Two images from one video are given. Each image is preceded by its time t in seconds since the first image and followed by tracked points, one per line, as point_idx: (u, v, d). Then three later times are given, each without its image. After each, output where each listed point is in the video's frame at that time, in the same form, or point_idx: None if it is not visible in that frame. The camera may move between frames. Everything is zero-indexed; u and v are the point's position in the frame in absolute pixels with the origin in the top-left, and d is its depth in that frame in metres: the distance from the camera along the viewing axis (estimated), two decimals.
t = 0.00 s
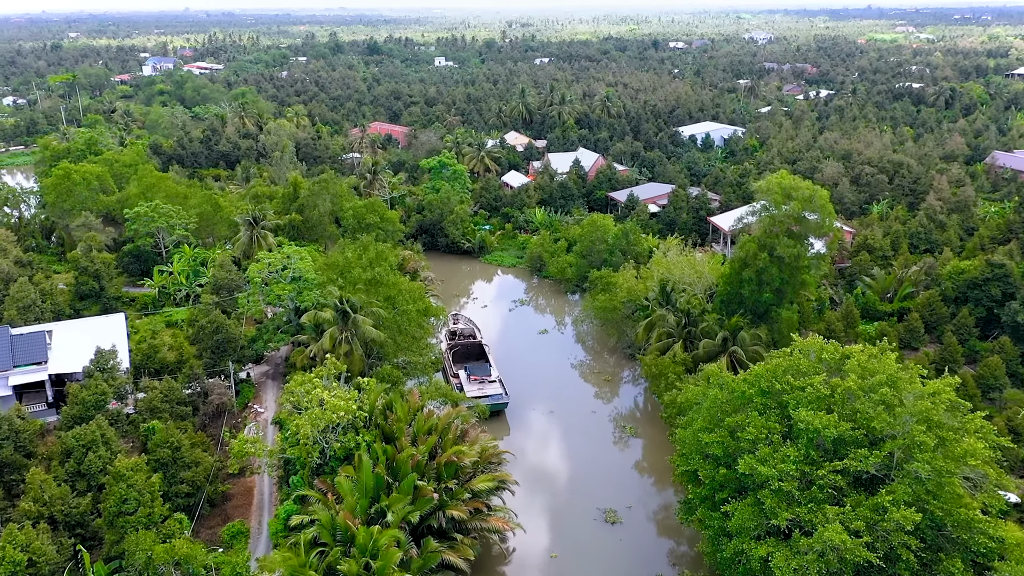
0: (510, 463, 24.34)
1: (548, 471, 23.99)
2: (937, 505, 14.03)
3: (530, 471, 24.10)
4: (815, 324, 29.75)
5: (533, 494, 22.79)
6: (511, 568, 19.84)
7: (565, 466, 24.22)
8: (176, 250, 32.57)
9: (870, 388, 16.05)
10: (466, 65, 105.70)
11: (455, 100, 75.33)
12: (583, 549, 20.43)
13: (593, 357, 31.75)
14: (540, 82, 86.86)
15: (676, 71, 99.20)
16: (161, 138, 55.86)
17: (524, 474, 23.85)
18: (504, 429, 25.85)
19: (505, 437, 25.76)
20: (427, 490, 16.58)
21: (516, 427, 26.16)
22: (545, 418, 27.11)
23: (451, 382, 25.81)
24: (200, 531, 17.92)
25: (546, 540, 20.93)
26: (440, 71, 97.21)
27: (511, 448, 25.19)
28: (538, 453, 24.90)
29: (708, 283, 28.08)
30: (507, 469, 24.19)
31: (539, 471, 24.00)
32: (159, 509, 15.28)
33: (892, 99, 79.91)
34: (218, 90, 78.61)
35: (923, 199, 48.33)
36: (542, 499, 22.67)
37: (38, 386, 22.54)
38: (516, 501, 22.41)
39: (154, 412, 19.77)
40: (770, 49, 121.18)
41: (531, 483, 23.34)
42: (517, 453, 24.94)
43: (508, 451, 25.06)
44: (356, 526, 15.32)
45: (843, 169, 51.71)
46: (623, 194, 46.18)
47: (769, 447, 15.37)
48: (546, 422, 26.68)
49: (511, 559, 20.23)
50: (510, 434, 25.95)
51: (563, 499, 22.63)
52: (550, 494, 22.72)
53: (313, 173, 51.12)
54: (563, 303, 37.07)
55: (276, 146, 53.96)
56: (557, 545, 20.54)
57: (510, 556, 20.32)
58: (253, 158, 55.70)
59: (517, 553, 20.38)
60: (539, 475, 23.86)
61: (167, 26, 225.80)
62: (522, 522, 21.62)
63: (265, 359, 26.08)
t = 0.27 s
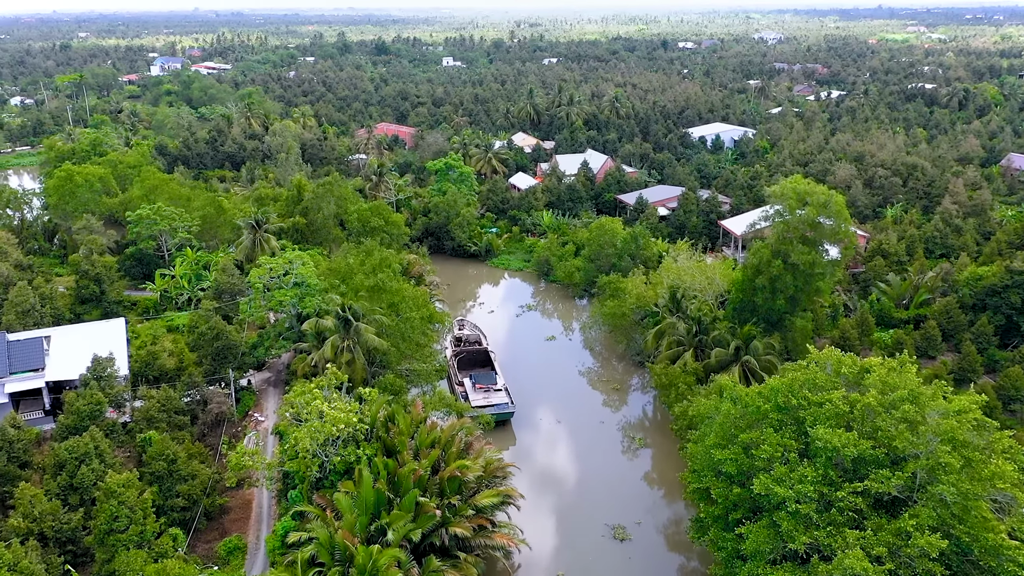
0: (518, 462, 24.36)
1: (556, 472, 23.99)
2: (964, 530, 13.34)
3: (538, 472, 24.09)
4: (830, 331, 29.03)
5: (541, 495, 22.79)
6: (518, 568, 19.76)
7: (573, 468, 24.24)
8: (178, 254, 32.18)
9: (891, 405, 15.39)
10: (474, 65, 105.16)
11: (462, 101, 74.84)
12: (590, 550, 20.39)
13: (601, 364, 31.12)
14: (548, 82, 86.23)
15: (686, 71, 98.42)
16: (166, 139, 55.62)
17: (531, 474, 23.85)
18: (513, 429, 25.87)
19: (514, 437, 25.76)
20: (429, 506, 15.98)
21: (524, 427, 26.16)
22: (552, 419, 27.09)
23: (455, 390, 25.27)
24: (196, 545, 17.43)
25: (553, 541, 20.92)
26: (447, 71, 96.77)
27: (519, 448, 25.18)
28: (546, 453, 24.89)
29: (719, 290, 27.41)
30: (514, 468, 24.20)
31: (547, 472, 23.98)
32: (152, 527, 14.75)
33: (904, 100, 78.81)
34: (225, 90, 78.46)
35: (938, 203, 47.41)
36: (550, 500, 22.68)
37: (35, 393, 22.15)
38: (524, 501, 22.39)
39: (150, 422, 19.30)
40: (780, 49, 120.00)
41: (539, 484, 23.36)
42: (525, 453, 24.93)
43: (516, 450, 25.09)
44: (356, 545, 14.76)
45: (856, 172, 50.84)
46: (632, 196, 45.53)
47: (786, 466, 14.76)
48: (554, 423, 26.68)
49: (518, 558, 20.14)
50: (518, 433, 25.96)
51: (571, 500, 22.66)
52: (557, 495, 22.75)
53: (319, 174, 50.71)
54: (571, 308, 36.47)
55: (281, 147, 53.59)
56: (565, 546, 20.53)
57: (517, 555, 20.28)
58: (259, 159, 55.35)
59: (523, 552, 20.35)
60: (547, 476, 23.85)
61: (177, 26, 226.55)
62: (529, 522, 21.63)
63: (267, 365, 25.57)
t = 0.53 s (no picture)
0: (526, 462, 24.34)
1: (564, 473, 23.93)
2: (992, 557, 12.65)
3: (546, 471, 24.05)
4: (844, 339, 28.31)
5: (549, 495, 22.75)
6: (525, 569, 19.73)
7: (581, 469, 24.16)
8: (181, 257, 31.75)
9: (913, 423, 14.73)
10: (481, 66, 104.61)
11: (470, 102, 74.32)
12: (597, 552, 20.33)
13: (610, 371, 30.52)
14: (557, 83, 85.61)
15: (695, 71, 97.60)
16: (172, 140, 55.35)
17: (539, 474, 23.80)
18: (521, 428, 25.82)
19: (522, 436, 25.71)
20: (431, 524, 15.41)
21: (532, 427, 26.11)
22: (561, 419, 27.02)
23: (460, 399, 24.71)
24: (191, 561, 16.91)
25: (561, 541, 20.89)
26: (455, 71, 96.26)
27: (527, 447, 25.13)
28: (554, 453, 24.82)
29: (731, 297, 26.74)
30: (522, 467, 24.19)
31: (555, 472, 23.93)
32: (142, 546, 14.26)
33: (917, 101, 77.74)
34: (232, 90, 78.22)
35: (953, 206, 46.51)
36: (557, 500, 22.65)
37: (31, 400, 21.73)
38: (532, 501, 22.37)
39: (147, 432, 18.78)
40: (791, 49, 118.90)
41: (546, 483, 23.32)
42: (533, 453, 24.87)
43: (524, 449, 25.05)
44: (354, 565, 14.18)
45: (869, 175, 49.99)
46: (641, 199, 44.88)
47: (802, 487, 14.13)
48: (562, 422, 26.62)
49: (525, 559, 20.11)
50: (526, 433, 25.92)
51: (578, 501, 22.63)
52: (565, 496, 22.72)
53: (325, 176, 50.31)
54: (579, 313, 35.85)
55: (287, 149, 53.20)
56: (572, 547, 20.50)
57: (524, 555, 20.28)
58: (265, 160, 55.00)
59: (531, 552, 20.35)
60: (555, 476, 23.78)
61: (187, 26, 227.13)
62: (536, 522, 21.60)
63: (268, 372, 25.03)
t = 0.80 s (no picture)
0: (533, 462, 24.23)
1: (572, 474, 23.82)
2: None
3: (553, 473, 23.93)
4: (858, 348, 27.61)
5: (556, 496, 22.65)
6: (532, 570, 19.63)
7: (588, 470, 24.02)
8: (183, 260, 31.37)
9: (936, 442, 14.09)
10: (489, 66, 104.12)
11: (477, 103, 73.83)
12: (604, 555, 20.18)
13: (619, 379, 29.89)
14: (565, 83, 85.00)
15: (705, 72, 96.81)
16: (178, 141, 55.10)
17: (546, 475, 23.69)
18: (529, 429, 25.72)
19: (529, 437, 25.60)
20: (432, 542, 14.85)
21: (540, 428, 25.99)
22: (569, 420, 26.86)
23: (465, 408, 24.17)
24: None
25: (568, 542, 20.78)
26: (463, 72, 95.81)
27: (534, 448, 25.01)
28: (562, 454, 24.69)
29: (742, 304, 26.07)
30: (530, 467, 24.10)
31: (562, 473, 23.82)
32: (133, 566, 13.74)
33: (930, 102, 76.68)
34: (239, 91, 78.04)
35: (969, 210, 45.61)
36: (565, 501, 22.54)
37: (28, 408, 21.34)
38: (539, 502, 22.28)
39: (142, 444, 18.34)
40: (801, 50, 117.80)
41: (554, 484, 23.21)
42: (541, 453, 24.76)
43: (532, 449, 24.96)
44: None
45: (882, 178, 49.15)
46: (650, 202, 44.26)
47: (821, 510, 13.50)
48: (570, 423, 26.49)
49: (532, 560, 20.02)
50: (533, 433, 25.82)
51: (586, 502, 22.51)
52: (573, 497, 22.60)
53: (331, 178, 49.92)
54: (588, 319, 35.23)
55: (293, 150, 52.84)
56: (579, 549, 20.38)
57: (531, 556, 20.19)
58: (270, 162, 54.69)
59: (537, 554, 20.25)
60: (562, 477, 23.65)
61: (196, 26, 227.78)
62: (543, 523, 21.50)
63: (270, 380, 24.50)
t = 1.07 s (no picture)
0: (541, 463, 24.18)
1: (580, 476, 23.75)
2: None
3: (561, 474, 23.88)
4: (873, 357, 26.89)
5: (564, 497, 22.58)
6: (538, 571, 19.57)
7: (597, 471, 23.95)
8: (185, 264, 30.95)
9: (962, 462, 13.44)
10: (497, 67, 103.53)
11: (485, 104, 73.31)
12: (611, 558, 20.10)
13: (627, 387, 29.25)
14: (573, 84, 84.40)
15: (714, 72, 95.98)
16: (183, 142, 54.84)
17: (554, 476, 23.62)
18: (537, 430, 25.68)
19: (537, 438, 25.55)
20: (433, 563, 14.28)
21: (548, 429, 25.93)
22: (577, 422, 26.78)
23: (469, 418, 23.61)
24: None
25: (575, 544, 20.71)
26: (470, 72, 95.29)
27: (542, 449, 24.95)
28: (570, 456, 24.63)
29: (754, 312, 25.38)
30: (538, 468, 24.05)
31: (570, 475, 23.75)
32: None
33: (943, 103, 75.60)
34: (246, 91, 77.79)
35: (985, 214, 44.68)
36: (573, 503, 22.47)
37: (24, 416, 20.89)
38: (546, 503, 22.23)
39: (138, 455, 17.89)
40: (811, 50, 116.74)
41: (562, 485, 23.14)
42: (549, 454, 24.73)
43: (540, 450, 24.92)
44: None
45: (896, 181, 48.29)
46: (659, 205, 43.62)
47: (840, 534, 12.87)
48: (578, 425, 26.42)
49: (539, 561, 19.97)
50: (541, 434, 25.78)
51: (594, 504, 22.42)
52: (581, 498, 22.53)
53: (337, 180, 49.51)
54: (596, 325, 34.64)
55: (299, 151, 52.48)
56: (587, 551, 20.28)
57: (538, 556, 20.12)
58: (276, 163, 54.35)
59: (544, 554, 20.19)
60: (570, 479, 23.59)
61: (205, 26, 228.33)
62: (551, 524, 21.43)
63: (270, 388, 23.97)
